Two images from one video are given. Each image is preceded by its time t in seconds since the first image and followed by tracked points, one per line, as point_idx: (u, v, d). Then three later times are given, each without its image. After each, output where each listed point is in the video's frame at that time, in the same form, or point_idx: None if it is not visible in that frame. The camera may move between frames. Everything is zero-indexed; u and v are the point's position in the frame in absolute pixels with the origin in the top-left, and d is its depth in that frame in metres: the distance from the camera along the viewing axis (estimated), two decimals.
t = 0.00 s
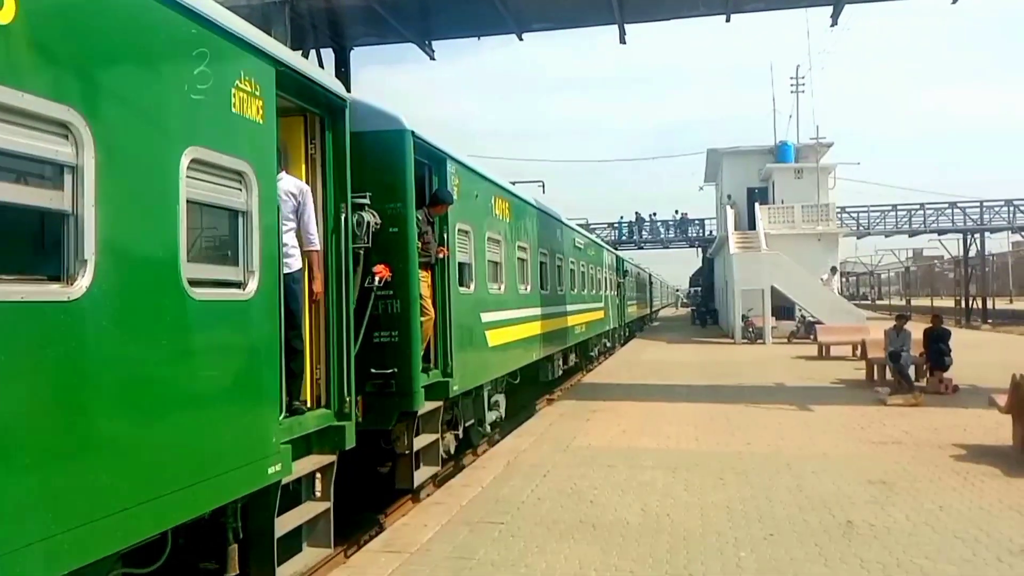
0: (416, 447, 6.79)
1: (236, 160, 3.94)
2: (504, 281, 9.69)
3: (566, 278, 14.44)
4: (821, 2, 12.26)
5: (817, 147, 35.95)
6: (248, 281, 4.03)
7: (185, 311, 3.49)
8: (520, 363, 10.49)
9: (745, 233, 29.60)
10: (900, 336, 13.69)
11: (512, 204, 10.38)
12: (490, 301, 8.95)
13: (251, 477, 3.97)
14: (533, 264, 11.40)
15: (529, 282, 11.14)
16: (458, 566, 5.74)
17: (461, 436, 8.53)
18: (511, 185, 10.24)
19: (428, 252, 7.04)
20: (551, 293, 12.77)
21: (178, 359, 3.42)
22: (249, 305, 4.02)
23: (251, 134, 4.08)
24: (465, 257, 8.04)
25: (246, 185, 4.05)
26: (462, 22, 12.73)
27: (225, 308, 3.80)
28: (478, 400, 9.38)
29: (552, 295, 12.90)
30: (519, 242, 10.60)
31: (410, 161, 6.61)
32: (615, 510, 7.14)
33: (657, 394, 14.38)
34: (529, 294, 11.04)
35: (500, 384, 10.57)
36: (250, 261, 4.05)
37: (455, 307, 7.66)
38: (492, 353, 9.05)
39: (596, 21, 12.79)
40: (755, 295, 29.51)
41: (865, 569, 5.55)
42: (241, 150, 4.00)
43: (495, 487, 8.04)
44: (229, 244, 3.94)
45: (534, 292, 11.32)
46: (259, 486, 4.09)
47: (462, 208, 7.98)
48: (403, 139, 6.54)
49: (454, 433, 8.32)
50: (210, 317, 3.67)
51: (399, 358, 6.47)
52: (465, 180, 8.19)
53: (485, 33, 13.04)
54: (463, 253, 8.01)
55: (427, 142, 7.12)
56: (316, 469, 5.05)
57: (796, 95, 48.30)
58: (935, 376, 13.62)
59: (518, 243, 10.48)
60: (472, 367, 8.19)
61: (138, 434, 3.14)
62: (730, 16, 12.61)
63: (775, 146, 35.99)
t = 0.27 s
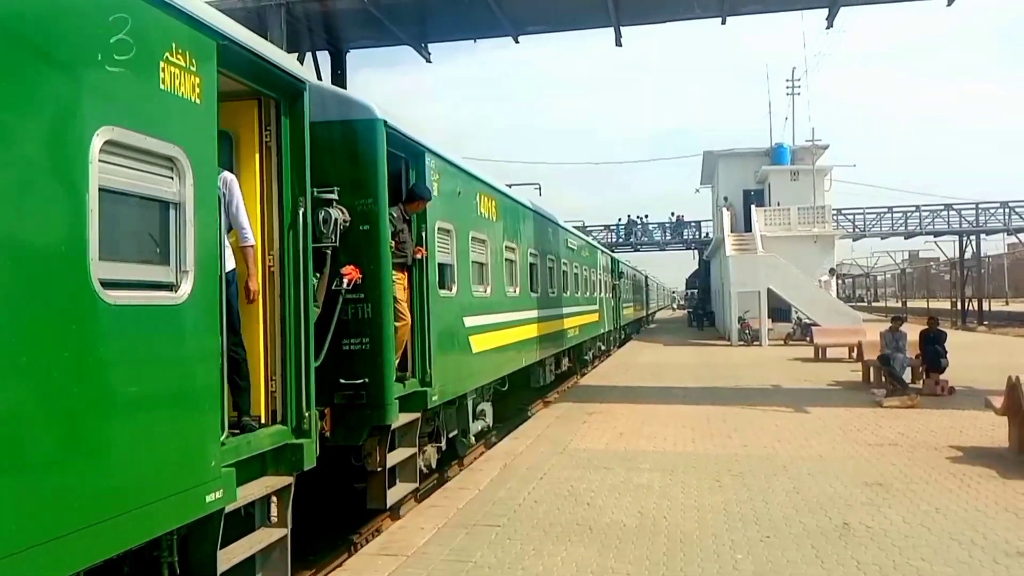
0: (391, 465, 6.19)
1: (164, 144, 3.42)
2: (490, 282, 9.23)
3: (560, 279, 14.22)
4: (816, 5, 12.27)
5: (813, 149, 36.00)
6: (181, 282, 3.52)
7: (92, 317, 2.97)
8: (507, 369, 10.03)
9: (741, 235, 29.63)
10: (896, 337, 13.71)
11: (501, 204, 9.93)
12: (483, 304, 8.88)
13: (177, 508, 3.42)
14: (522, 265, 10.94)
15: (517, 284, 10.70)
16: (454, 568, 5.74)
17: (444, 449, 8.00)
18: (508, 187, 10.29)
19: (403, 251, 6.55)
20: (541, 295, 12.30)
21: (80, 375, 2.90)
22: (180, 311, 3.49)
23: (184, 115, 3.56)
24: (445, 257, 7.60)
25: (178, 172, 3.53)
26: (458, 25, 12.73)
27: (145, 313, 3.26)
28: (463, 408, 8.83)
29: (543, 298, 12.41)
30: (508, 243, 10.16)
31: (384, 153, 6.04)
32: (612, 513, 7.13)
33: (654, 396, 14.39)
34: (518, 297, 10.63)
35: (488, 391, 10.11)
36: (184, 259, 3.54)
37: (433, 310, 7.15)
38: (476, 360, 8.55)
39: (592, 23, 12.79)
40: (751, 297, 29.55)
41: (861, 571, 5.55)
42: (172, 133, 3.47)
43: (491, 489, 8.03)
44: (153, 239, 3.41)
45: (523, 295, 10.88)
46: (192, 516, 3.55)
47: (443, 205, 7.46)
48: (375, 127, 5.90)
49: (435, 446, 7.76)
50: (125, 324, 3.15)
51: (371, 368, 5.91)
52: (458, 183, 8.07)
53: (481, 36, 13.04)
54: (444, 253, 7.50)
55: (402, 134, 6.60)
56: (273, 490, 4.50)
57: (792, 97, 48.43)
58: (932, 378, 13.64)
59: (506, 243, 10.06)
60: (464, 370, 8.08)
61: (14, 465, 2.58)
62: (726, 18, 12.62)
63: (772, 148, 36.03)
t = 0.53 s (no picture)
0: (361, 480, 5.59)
1: (72, 115, 2.89)
2: (475, 281, 8.76)
3: (555, 278, 13.95)
4: (814, 4, 12.27)
5: (810, 149, 36.03)
6: (95, 277, 2.99)
7: None
8: (495, 372, 9.56)
9: (739, 234, 29.65)
10: (893, 337, 13.71)
11: (489, 198, 9.46)
12: (478, 303, 8.79)
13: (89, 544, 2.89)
14: (511, 263, 10.44)
15: (507, 283, 10.23)
16: (450, 567, 5.73)
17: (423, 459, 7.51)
18: (506, 187, 10.31)
19: (376, 246, 6.02)
20: (533, 293, 11.82)
21: None
22: (91, 312, 2.95)
23: (99, 81, 3.01)
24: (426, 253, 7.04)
25: (92, 149, 3.00)
26: (456, 23, 12.71)
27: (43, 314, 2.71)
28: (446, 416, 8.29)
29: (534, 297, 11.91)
30: (496, 239, 9.70)
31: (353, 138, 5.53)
32: (609, 512, 7.13)
33: (651, 395, 14.39)
34: (507, 296, 10.19)
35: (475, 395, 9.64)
36: (98, 250, 3.02)
37: (411, 311, 6.59)
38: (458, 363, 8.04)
39: (591, 22, 12.78)
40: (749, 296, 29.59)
41: (857, 570, 5.56)
42: (85, 104, 2.95)
43: (488, 488, 8.02)
44: (59, 230, 2.88)
45: (512, 293, 10.41)
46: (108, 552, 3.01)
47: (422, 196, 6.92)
48: (342, 111, 5.45)
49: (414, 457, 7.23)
50: (19, 326, 2.61)
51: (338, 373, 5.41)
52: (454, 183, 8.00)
53: (480, 34, 13.03)
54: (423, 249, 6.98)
55: (380, 118, 6.07)
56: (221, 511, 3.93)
57: (790, 97, 48.51)
58: (928, 378, 13.65)
59: (495, 239, 9.60)
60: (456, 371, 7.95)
61: None
62: (725, 18, 12.61)
63: (769, 148, 36.06)
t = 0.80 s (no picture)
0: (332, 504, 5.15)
1: None
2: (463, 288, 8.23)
3: (551, 282, 13.61)
4: (812, 10, 12.31)
5: (810, 153, 36.07)
6: None
7: None
8: (484, 384, 9.00)
9: (738, 240, 29.67)
10: (894, 342, 13.71)
11: (478, 199, 8.96)
12: (478, 308, 8.72)
13: None
14: (502, 267, 9.93)
15: (498, 289, 9.73)
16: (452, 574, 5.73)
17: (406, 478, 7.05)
18: (506, 194, 10.32)
19: (349, 249, 5.50)
20: (526, 298, 11.31)
21: None
22: None
23: None
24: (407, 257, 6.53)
25: None
26: (455, 30, 12.74)
27: None
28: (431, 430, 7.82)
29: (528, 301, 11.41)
30: (486, 243, 9.20)
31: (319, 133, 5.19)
32: (611, 518, 7.13)
33: (652, 401, 14.40)
34: (498, 303, 9.72)
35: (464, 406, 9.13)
36: None
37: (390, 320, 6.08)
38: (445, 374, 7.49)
39: (589, 28, 12.82)
40: (749, 301, 29.60)
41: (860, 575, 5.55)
42: None
43: (489, 495, 8.02)
44: None
45: (503, 299, 9.91)
46: None
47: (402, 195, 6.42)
48: (307, 105, 5.14)
49: (395, 476, 6.74)
50: None
51: (302, 388, 5.07)
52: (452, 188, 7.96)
53: (479, 41, 13.07)
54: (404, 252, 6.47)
55: (350, 109, 5.59)
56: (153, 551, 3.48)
57: (789, 102, 48.62)
58: (929, 382, 13.65)
59: (484, 243, 9.12)
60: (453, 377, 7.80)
61: None
62: (723, 23, 12.65)
63: (768, 153, 36.10)
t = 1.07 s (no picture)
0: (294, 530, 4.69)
1: None
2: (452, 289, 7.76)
3: (549, 284, 13.22)
4: (814, 12, 12.32)
5: (812, 156, 36.06)
6: None
7: None
8: (476, 392, 8.49)
9: (740, 242, 29.67)
10: (896, 345, 13.70)
11: (468, 196, 8.47)
12: (479, 312, 8.63)
13: None
14: (496, 268, 9.45)
15: (490, 291, 9.24)
16: None
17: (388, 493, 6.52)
18: (507, 197, 10.29)
19: (318, 246, 5.10)
20: (521, 300, 10.83)
21: None
22: None
23: None
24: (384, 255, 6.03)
25: None
26: (457, 32, 12.76)
27: None
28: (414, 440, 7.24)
29: (524, 304, 10.95)
30: (478, 242, 8.70)
31: (276, 119, 4.75)
32: (612, 520, 7.13)
33: (654, 404, 14.39)
34: (492, 305, 9.23)
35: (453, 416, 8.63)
36: None
37: (365, 323, 5.61)
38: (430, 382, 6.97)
39: (591, 31, 12.84)
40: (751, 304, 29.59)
41: None
42: None
43: (491, 497, 8.03)
44: None
45: (496, 302, 9.40)
46: None
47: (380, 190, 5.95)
48: (268, 90, 4.75)
49: (375, 493, 6.26)
50: None
51: (260, 400, 4.67)
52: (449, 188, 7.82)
53: (481, 44, 13.10)
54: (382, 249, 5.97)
55: (318, 93, 5.13)
56: None
57: (791, 104, 48.64)
58: (931, 385, 13.64)
59: (475, 242, 8.62)
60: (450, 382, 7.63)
61: None
62: (724, 26, 12.67)
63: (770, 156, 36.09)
